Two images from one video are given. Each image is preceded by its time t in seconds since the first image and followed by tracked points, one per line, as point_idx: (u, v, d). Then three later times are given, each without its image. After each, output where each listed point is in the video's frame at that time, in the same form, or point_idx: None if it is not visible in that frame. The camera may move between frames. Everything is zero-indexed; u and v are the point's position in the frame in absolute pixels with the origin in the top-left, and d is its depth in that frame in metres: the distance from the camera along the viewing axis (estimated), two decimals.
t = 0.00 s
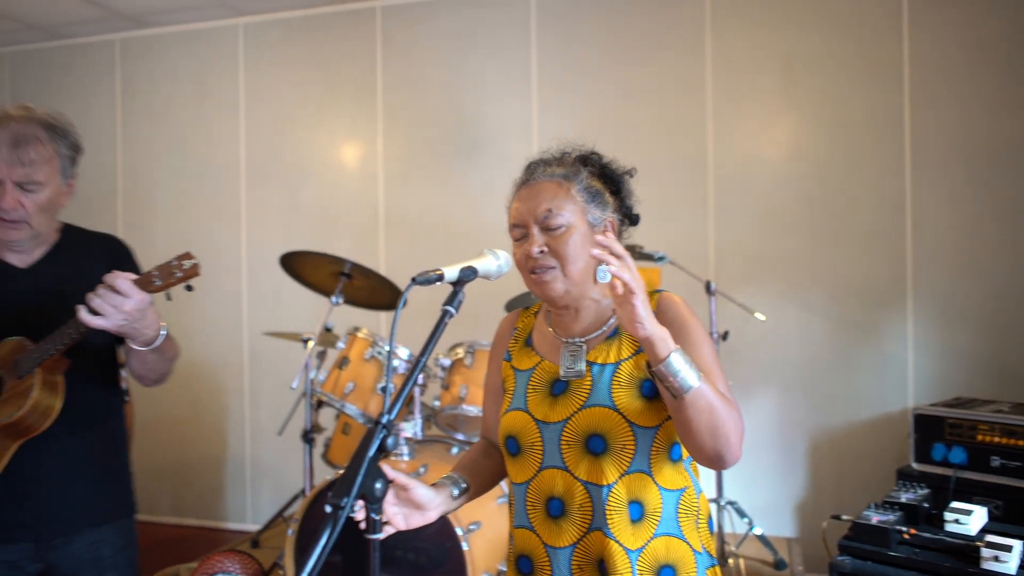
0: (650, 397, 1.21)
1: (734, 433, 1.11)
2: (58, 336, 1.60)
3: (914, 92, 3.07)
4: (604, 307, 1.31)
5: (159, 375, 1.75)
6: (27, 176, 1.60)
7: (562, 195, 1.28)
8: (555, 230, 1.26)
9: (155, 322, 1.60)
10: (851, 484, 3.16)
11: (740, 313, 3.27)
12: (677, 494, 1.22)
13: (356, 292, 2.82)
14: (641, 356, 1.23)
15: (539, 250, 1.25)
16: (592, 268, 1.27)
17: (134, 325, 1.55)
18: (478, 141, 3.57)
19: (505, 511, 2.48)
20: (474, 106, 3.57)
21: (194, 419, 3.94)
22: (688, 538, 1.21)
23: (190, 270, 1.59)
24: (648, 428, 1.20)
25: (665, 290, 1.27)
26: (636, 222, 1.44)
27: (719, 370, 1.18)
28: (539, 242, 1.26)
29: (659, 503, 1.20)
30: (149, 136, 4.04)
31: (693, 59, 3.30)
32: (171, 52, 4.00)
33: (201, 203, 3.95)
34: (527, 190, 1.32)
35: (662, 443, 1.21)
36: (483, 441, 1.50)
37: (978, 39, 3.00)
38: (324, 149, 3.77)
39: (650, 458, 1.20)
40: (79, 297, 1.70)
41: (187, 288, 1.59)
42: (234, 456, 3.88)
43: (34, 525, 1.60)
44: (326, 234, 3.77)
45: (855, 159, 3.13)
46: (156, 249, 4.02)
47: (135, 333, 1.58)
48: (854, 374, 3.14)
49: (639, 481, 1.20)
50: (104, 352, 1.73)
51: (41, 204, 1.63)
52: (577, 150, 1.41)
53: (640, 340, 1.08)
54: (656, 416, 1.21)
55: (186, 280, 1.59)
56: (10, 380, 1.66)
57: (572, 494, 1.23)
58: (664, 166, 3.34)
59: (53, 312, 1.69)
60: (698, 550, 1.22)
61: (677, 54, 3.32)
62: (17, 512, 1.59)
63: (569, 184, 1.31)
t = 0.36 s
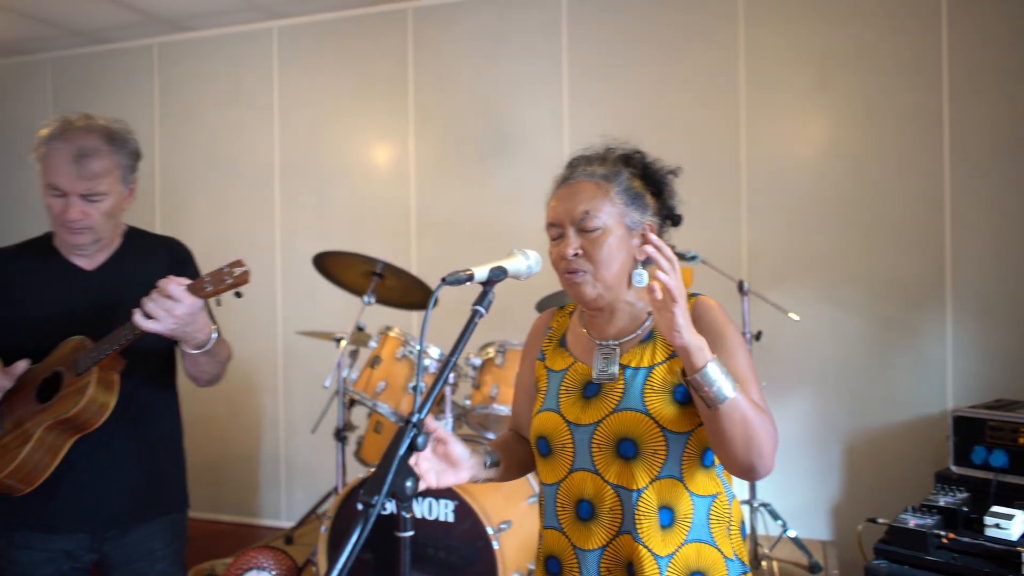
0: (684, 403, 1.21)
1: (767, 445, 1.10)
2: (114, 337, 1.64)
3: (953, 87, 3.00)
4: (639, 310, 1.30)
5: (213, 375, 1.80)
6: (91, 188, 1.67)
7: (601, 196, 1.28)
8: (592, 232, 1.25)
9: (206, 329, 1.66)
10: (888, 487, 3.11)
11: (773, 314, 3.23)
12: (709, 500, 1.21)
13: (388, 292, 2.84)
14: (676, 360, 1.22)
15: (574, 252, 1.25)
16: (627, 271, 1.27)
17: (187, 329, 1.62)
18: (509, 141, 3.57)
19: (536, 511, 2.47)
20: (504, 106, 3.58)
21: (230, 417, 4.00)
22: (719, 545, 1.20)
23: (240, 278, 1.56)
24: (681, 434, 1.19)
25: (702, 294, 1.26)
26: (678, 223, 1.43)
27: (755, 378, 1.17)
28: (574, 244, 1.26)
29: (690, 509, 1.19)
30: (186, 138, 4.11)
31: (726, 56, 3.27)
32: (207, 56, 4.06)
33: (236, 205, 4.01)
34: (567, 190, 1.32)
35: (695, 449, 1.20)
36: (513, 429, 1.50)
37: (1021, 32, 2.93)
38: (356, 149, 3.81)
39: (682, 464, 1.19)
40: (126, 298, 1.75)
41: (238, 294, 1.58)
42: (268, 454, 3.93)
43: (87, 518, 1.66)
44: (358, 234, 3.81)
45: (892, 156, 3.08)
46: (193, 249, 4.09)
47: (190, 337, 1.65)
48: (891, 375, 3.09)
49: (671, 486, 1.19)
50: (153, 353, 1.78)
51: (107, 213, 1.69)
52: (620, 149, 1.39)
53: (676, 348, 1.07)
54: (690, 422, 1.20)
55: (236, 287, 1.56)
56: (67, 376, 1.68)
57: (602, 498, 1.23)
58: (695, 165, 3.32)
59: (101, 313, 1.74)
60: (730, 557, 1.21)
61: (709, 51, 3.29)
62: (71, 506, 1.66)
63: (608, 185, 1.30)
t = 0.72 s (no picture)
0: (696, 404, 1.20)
1: (788, 448, 1.10)
2: (154, 339, 1.67)
3: (977, 83, 2.97)
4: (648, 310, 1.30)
5: (239, 376, 1.82)
6: (127, 196, 1.71)
7: (618, 195, 1.27)
8: (608, 230, 1.25)
9: (242, 333, 1.70)
10: (909, 488, 3.07)
11: (793, 313, 3.21)
12: (722, 498, 1.20)
13: (406, 291, 2.85)
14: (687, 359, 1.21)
15: (588, 250, 1.25)
16: (639, 272, 1.27)
17: (225, 334, 1.65)
18: (527, 140, 3.58)
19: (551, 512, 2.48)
20: (523, 105, 3.58)
21: (251, 415, 4.04)
22: (733, 543, 1.20)
23: (277, 284, 1.67)
24: (692, 433, 1.19)
25: (714, 294, 1.26)
26: (693, 225, 1.43)
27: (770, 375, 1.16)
28: (589, 241, 1.25)
29: (703, 507, 1.19)
30: (208, 138, 4.15)
31: (745, 53, 3.25)
32: (229, 58, 4.10)
33: (257, 205, 4.04)
34: (584, 186, 1.31)
35: (707, 448, 1.20)
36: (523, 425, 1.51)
37: None
38: (375, 149, 3.83)
39: (695, 463, 1.19)
40: (151, 298, 1.77)
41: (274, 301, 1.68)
42: (288, 452, 3.96)
43: (115, 512, 1.68)
44: (377, 233, 3.83)
45: (914, 153, 3.05)
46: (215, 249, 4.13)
47: (224, 341, 1.68)
48: (913, 375, 3.05)
49: (685, 485, 1.19)
50: (174, 351, 1.80)
51: (142, 220, 1.73)
52: (639, 148, 1.39)
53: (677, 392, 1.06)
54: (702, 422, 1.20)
55: (273, 295, 1.67)
56: (104, 377, 1.71)
57: (614, 497, 1.22)
58: (715, 164, 3.30)
59: (124, 313, 1.77)
60: (744, 555, 1.21)
61: (729, 49, 3.27)
62: (100, 500, 1.68)
63: (627, 184, 1.30)
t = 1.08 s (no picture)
0: (694, 401, 1.20)
1: (796, 451, 1.09)
2: (169, 334, 1.71)
3: (979, 82, 2.96)
4: (646, 306, 1.29)
5: (236, 374, 1.82)
6: (136, 193, 1.71)
7: (613, 191, 1.27)
8: (604, 226, 1.26)
9: (255, 329, 1.72)
10: (911, 487, 3.07)
11: (794, 312, 3.20)
12: (720, 496, 1.20)
13: (406, 290, 2.85)
14: (685, 357, 1.21)
15: (584, 245, 1.25)
16: (636, 267, 1.28)
17: (241, 330, 1.67)
18: (528, 139, 3.57)
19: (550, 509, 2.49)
20: (523, 104, 3.58)
21: (251, 414, 4.04)
22: (730, 541, 1.20)
23: (292, 280, 1.72)
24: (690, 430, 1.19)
25: (711, 290, 1.25)
26: (689, 222, 1.43)
27: (773, 373, 1.15)
28: (585, 237, 1.26)
29: (700, 504, 1.19)
30: (209, 138, 4.15)
31: (747, 51, 3.24)
32: (230, 57, 4.10)
33: (258, 205, 4.05)
34: (579, 183, 1.31)
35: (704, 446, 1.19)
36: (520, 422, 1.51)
37: None
38: (376, 149, 3.82)
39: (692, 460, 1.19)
40: (149, 297, 1.78)
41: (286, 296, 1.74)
42: (289, 451, 3.96)
43: (119, 507, 1.68)
44: (378, 232, 3.82)
45: (915, 152, 3.04)
46: (216, 248, 4.13)
47: (238, 336, 1.69)
48: (914, 375, 3.05)
49: (681, 482, 1.19)
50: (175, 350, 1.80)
51: (145, 219, 1.73)
52: (635, 145, 1.39)
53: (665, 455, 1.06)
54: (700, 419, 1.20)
55: (288, 291, 1.73)
56: (118, 373, 1.72)
57: (612, 494, 1.22)
58: (716, 163, 3.30)
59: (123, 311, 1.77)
60: (741, 553, 1.21)
61: (729, 47, 3.26)
62: (103, 496, 1.68)
63: (622, 180, 1.29)
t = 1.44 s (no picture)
0: (706, 409, 1.19)
1: (813, 462, 1.08)
2: (182, 337, 1.74)
3: (986, 82, 2.95)
4: (660, 311, 1.29)
5: (240, 374, 1.82)
6: (147, 193, 1.72)
7: (627, 196, 1.27)
8: (616, 231, 1.25)
9: (268, 330, 1.72)
10: (917, 489, 3.06)
11: (800, 313, 3.19)
12: (730, 504, 1.19)
13: (412, 291, 2.85)
14: (697, 365, 1.20)
15: (596, 250, 1.25)
16: (650, 272, 1.27)
17: (257, 331, 1.67)
18: (533, 140, 3.57)
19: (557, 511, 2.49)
20: (529, 105, 3.57)
21: (257, 415, 4.05)
22: (739, 549, 1.19)
23: (306, 284, 1.73)
24: (700, 437, 1.18)
25: (725, 297, 1.24)
26: (706, 227, 1.42)
27: (787, 379, 1.14)
28: (597, 242, 1.26)
29: (709, 511, 1.18)
30: (214, 139, 4.16)
31: (753, 52, 3.23)
32: (235, 58, 4.11)
33: (263, 206, 4.05)
34: (594, 188, 1.31)
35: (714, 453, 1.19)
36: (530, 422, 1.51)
37: None
38: (381, 150, 3.83)
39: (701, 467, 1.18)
40: (149, 297, 1.79)
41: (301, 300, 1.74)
42: (294, 451, 3.97)
43: (126, 507, 1.68)
44: (383, 233, 3.83)
45: (922, 153, 3.03)
46: (222, 248, 4.14)
47: (252, 337, 1.69)
48: (921, 376, 3.04)
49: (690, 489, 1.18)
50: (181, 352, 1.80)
51: (151, 219, 1.74)
52: (653, 150, 1.38)
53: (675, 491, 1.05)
54: (711, 426, 1.19)
55: (303, 295, 1.73)
56: (131, 373, 1.73)
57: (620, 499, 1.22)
58: (721, 164, 3.29)
59: (124, 312, 1.78)
60: (751, 561, 1.20)
61: (735, 48, 3.26)
62: (109, 496, 1.68)
63: (636, 185, 1.29)
